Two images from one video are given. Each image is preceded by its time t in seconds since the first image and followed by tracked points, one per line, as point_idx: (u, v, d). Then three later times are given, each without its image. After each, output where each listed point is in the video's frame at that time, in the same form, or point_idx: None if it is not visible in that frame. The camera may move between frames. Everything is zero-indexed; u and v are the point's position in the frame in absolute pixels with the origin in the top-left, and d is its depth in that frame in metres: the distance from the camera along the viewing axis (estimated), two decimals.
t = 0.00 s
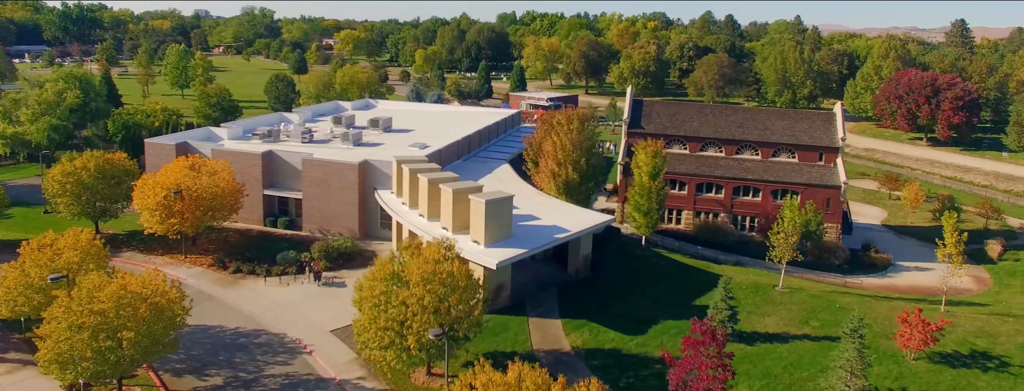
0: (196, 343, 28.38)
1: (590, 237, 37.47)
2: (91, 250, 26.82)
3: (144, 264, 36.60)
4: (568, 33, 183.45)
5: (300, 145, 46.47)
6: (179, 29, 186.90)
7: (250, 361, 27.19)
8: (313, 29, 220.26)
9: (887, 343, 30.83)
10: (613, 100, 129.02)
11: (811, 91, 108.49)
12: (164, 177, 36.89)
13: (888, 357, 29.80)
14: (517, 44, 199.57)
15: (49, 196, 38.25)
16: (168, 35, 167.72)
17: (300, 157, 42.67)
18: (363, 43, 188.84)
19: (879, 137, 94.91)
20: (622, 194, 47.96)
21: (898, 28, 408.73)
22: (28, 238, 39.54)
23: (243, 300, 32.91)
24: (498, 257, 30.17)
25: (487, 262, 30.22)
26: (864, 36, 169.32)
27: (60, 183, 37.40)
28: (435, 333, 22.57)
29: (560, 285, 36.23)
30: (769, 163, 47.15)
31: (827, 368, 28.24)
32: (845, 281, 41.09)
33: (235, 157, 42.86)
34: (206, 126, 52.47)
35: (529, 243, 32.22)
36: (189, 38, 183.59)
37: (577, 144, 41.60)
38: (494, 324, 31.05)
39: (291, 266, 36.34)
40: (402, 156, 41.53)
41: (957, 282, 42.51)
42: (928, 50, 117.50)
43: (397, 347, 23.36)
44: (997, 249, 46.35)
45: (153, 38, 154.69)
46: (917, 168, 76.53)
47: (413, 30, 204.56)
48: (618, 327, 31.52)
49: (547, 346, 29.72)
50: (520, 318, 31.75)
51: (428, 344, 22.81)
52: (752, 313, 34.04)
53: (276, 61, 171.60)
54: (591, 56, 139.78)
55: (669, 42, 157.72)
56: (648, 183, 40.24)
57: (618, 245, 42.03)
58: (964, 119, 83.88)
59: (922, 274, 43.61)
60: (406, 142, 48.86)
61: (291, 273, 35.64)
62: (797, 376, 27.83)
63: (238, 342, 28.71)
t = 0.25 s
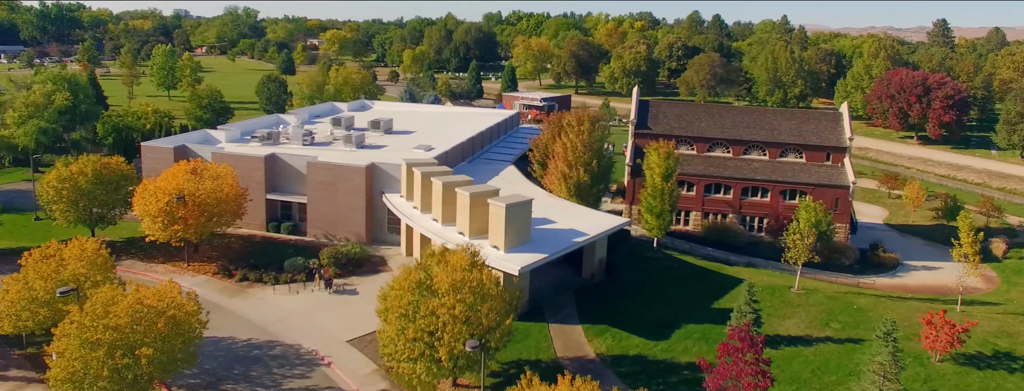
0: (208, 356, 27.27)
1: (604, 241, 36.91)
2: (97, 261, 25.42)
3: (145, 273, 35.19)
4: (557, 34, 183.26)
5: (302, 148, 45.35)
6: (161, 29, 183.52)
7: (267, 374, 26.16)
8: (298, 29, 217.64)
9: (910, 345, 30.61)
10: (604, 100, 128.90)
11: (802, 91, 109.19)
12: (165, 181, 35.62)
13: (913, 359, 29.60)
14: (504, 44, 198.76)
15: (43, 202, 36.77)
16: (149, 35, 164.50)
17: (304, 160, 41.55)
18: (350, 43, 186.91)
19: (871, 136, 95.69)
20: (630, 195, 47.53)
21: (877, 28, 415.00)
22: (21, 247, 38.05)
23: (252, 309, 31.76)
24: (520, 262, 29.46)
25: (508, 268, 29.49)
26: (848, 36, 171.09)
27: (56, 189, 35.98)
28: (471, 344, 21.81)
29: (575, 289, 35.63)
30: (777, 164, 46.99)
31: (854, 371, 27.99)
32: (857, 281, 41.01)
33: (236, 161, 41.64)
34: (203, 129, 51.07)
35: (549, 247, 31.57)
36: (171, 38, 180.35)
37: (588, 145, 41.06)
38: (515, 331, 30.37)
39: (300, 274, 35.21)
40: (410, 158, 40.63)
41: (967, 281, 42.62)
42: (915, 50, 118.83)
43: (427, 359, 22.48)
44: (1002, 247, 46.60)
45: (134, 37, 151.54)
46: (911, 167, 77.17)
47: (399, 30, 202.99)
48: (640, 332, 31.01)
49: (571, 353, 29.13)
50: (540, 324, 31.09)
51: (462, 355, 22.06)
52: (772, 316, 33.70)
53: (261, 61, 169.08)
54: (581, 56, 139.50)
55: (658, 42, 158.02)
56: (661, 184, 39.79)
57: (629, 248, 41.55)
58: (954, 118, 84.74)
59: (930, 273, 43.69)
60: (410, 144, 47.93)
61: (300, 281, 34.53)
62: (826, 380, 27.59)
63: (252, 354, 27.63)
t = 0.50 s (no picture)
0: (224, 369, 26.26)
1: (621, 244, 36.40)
2: (106, 274, 24.17)
3: (148, 282, 33.93)
4: (545, 34, 182.93)
5: (305, 152, 44.29)
6: (142, 29, 180.09)
7: (287, 388, 25.20)
8: (282, 29, 214.96)
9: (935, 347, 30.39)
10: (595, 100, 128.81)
11: (793, 90, 109.91)
12: (169, 187, 34.37)
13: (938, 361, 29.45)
14: (491, 44, 197.91)
15: (40, 212, 35.53)
16: (131, 34, 161.30)
17: (309, 163, 40.49)
18: (336, 43, 184.98)
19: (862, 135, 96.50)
20: (638, 196, 47.15)
21: (857, 28, 420.82)
22: (16, 256, 36.63)
23: (263, 319, 30.70)
24: (544, 268, 28.81)
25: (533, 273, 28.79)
26: (833, 35, 172.98)
27: (53, 197, 34.70)
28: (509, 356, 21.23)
29: (592, 293, 35.08)
30: (785, 164, 46.88)
31: (882, 375, 27.77)
32: (869, 281, 40.98)
33: (239, 165, 40.49)
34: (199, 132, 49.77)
35: (570, 252, 30.97)
36: (153, 38, 177.01)
37: (600, 146, 40.63)
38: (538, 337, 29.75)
39: (310, 281, 34.19)
40: (420, 161, 39.81)
41: (976, 280, 42.77)
42: (902, 50, 120.28)
43: (461, 371, 21.92)
44: (1006, 246, 46.95)
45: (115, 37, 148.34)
46: (905, 165, 77.89)
47: (386, 30, 201.32)
48: (664, 337, 30.58)
49: (597, 359, 28.57)
50: (562, 330, 30.52)
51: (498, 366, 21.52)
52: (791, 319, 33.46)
53: (246, 61, 166.57)
54: (571, 56, 139.26)
55: (647, 42, 158.31)
56: (675, 186, 39.40)
57: (641, 251, 41.15)
58: (945, 117, 85.71)
59: (939, 272, 43.81)
60: (415, 146, 47.06)
61: (311, 288, 33.52)
62: (855, 384, 27.37)
63: (269, 366, 26.64)
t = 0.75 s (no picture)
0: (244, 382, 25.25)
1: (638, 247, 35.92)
2: (120, 286, 22.98)
3: (154, 292, 32.71)
4: (533, 34, 182.52)
5: (310, 155, 43.23)
6: (122, 28, 176.48)
7: None
8: (266, 28, 212.18)
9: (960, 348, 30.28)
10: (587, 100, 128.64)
11: (784, 90, 110.63)
12: (174, 193, 33.18)
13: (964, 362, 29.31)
14: (479, 44, 196.97)
15: (38, 220, 34.10)
16: (111, 34, 157.89)
17: (316, 167, 39.47)
18: (322, 43, 182.86)
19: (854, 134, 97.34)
20: (647, 198, 46.75)
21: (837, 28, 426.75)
22: (13, 266, 35.20)
23: (278, 329, 29.63)
24: (571, 273, 28.20)
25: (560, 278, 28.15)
26: (819, 35, 174.86)
27: (52, 204, 33.32)
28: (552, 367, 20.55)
29: (611, 297, 34.60)
30: (794, 165, 46.80)
31: (912, 377, 27.52)
32: (881, 281, 40.97)
33: (244, 169, 39.32)
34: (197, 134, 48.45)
35: (594, 257, 30.40)
36: (133, 38, 173.52)
37: (613, 148, 40.16)
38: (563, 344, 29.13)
39: (323, 289, 33.19)
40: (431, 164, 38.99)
41: (984, 279, 43.00)
42: (889, 50, 121.76)
43: (500, 383, 21.19)
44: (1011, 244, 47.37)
45: (95, 36, 144.99)
46: (899, 164, 78.64)
47: (372, 30, 199.54)
48: (689, 341, 30.17)
49: (625, 366, 28.01)
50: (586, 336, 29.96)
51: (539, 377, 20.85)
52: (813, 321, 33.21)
53: (230, 62, 163.89)
54: (562, 56, 138.99)
55: (636, 42, 158.65)
56: (689, 187, 39.06)
57: (654, 254, 40.78)
58: (936, 116, 86.74)
59: (948, 271, 44.00)
60: (421, 149, 46.19)
61: (324, 296, 32.54)
62: (886, 386, 27.11)
63: (290, 379, 25.68)
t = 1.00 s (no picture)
0: None
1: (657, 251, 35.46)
2: (137, 301, 21.98)
3: (162, 303, 31.47)
4: (522, 34, 181.98)
5: (316, 159, 42.18)
6: (102, 28, 172.72)
7: None
8: (250, 29, 209.15)
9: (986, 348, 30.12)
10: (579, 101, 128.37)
11: (776, 90, 111.20)
12: (181, 199, 31.96)
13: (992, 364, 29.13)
14: (467, 44, 195.71)
15: (38, 229, 32.69)
16: (91, 34, 154.31)
17: (325, 172, 38.40)
18: (308, 43, 180.63)
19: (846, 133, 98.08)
20: (658, 199, 46.42)
21: (819, 28, 432.28)
22: (10, 278, 33.74)
23: (295, 340, 28.59)
24: (600, 279, 27.59)
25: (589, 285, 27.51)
26: (805, 35, 176.47)
27: (53, 212, 31.97)
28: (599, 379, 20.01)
29: (632, 303, 34.15)
30: (803, 166, 46.67)
31: (945, 380, 27.22)
32: (895, 282, 40.89)
33: (250, 174, 38.16)
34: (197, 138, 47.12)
35: (620, 262, 29.82)
36: (114, 38, 169.86)
37: (628, 150, 39.64)
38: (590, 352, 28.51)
39: (338, 298, 32.20)
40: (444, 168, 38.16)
41: (994, 278, 43.16)
42: (877, 50, 123.11)
43: None
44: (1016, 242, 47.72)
45: (76, 36, 141.60)
46: (894, 163, 79.27)
47: (359, 30, 197.57)
48: (716, 346, 29.79)
49: (656, 374, 27.55)
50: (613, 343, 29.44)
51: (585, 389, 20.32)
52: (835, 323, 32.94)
53: (215, 63, 160.96)
54: (553, 56, 138.56)
55: (626, 42, 158.81)
56: (705, 189, 38.67)
57: (669, 257, 40.41)
58: (928, 115, 87.65)
59: (958, 271, 44.14)
60: (429, 151, 45.32)
61: (341, 305, 31.56)
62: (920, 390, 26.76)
63: None
